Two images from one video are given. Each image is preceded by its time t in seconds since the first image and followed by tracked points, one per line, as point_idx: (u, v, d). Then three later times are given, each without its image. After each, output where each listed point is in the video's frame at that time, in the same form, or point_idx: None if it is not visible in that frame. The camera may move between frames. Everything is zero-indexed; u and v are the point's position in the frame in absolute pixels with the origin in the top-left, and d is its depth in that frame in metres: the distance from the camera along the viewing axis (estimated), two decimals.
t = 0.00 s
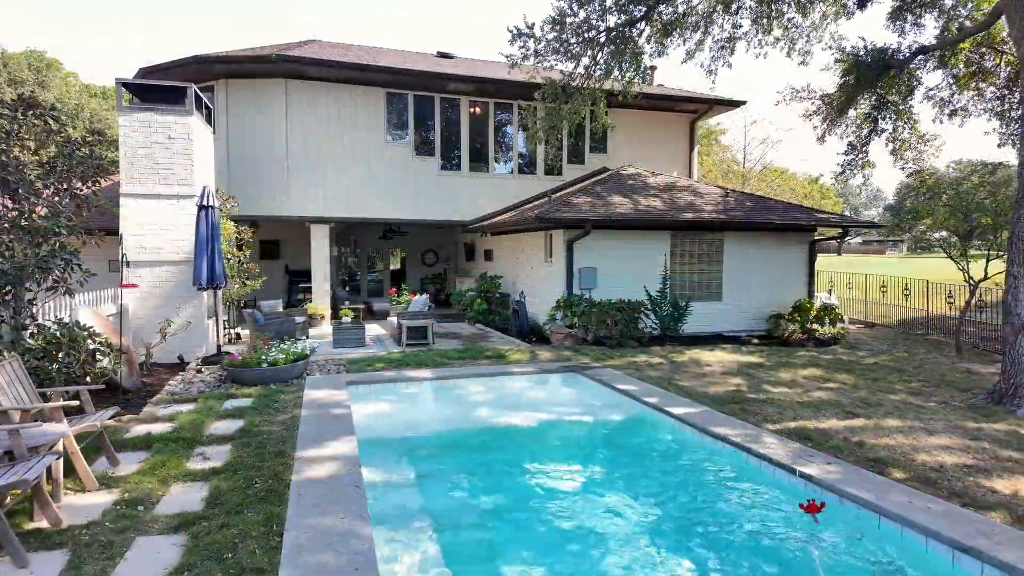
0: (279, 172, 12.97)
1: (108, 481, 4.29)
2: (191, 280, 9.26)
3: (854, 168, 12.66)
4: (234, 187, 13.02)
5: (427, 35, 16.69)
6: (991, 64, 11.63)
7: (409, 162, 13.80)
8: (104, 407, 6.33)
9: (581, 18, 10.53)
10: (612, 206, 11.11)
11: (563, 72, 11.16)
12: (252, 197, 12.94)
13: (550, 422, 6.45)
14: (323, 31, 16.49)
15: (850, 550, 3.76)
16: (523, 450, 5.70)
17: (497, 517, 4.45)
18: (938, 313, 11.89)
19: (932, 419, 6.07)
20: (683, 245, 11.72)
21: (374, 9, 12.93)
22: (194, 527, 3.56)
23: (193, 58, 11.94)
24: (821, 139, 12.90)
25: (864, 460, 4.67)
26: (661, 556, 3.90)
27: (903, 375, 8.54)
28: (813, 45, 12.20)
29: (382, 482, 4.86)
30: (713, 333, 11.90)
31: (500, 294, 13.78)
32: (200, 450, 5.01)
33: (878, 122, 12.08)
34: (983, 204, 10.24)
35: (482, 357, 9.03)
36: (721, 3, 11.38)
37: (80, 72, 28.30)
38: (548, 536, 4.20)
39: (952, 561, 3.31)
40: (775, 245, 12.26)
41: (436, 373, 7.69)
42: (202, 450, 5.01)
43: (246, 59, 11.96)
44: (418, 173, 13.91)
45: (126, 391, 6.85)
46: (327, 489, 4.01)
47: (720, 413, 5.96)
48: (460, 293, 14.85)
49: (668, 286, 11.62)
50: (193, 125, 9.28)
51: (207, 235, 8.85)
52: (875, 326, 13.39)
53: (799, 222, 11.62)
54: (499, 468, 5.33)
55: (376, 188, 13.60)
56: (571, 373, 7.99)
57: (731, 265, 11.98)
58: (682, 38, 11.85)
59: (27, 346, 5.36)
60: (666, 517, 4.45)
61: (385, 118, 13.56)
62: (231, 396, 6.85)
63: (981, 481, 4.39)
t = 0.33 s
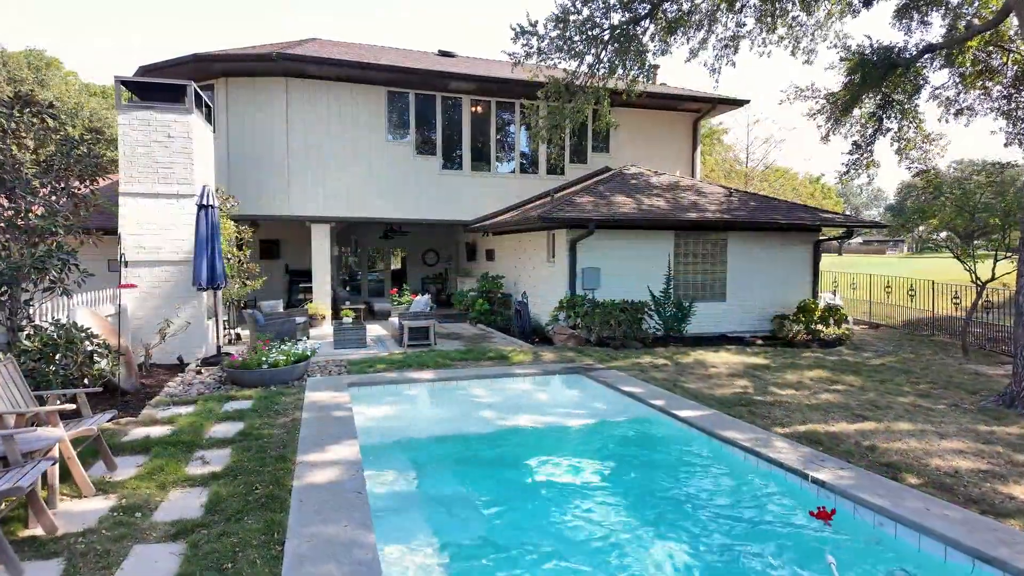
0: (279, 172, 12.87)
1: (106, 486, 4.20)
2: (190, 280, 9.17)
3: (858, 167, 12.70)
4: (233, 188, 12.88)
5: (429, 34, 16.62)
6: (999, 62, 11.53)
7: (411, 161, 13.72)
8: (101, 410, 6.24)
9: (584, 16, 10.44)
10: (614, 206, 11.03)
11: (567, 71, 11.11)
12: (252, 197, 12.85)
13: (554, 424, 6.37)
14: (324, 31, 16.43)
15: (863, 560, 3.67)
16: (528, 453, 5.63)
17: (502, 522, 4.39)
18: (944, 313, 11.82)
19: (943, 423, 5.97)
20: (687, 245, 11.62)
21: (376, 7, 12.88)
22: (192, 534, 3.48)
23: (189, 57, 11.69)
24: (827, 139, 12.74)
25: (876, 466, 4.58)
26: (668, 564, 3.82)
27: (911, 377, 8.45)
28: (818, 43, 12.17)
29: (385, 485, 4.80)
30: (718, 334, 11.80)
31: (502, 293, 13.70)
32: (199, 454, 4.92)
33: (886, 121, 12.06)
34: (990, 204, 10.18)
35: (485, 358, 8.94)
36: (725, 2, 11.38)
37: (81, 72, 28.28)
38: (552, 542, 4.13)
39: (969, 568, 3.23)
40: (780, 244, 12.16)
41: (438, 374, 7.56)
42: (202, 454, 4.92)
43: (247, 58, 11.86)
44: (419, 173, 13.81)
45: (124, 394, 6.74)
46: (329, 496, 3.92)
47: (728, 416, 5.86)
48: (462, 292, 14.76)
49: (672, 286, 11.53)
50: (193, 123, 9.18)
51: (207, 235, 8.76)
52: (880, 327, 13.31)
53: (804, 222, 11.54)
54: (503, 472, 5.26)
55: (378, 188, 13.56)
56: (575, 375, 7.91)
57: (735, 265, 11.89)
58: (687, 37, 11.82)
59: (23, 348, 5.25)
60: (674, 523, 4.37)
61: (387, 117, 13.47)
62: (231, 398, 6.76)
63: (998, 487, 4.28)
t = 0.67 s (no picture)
0: (279, 172, 12.78)
1: (102, 492, 4.11)
2: (189, 281, 9.08)
3: (862, 167, 12.62)
4: (231, 188, 12.74)
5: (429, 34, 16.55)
6: (1006, 62, 11.47)
7: (411, 161, 13.61)
8: (98, 414, 6.14)
9: (587, 15, 10.38)
10: (617, 206, 10.95)
11: (570, 70, 11.06)
12: (252, 198, 12.76)
13: (558, 427, 6.29)
14: (324, 31, 16.37)
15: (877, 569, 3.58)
16: (532, 457, 5.56)
17: (507, 528, 4.31)
18: (948, 314, 11.75)
19: (954, 426, 5.87)
20: (690, 246, 11.53)
21: (377, 7, 12.82)
22: (190, 543, 3.39)
23: (189, 56, 11.58)
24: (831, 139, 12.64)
25: (888, 471, 4.49)
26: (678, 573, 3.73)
27: (917, 379, 8.36)
28: (821, 42, 12.16)
29: (387, 492, 4.71)
30: (721, 335, 11.71)
31: (504, 295, 13.61)
32: (198, 459, 4.83)
33: (889, 120, 12.02)
34: (997, 204, 10.09)
35: (487, 359, 8.85)
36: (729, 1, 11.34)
37: (81, 72, 28.30)
38: (558, 549, 4.05)
39: None
40: (784, 245, 12.07)
41: (440, 376, 7.46)
42: (201, 459, 4.83)
43: (247, 58, 11.78)
44: (420, 174, 13.71)
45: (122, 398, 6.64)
46: (331, 503, 3.83)
47: (736, 420, 5.77)
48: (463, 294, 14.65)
49: (675, 288, 11.46)
50: (193, 123, 9.09)
51: (206, 235, 8.67)
52: (884, 328, 13.22)
53: (808, 223, 11.45)
54: (506, 476, 5.18)
55: (378, 188, 13.46)
56: (578, 377, 7.82)
57: (739, 266, 11.80)
58: (689, 36, 11.75)
59: (18, 351, 5.13)
60: (683, 532, 4.28)
61: (387, 117, 13.38)
62: (231, 401, 6.67)
63: (1014, 493, 4.19)
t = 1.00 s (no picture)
0: (279, 172, 12.68)
1: (96, 500, 4.00)
2: (187, 283, 8.98)
3: (866, 167, 12.54)
4: (231, 188, 12.64)
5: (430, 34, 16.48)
6: (1011, 61, 11.39)
7: (411, 161, 13.52)
8: (93, 418, 6.03)
9: (590, 14, 10.30)
10: (620, 207, 10.85)
11: (571, 70, 10.98)
12: (251, 198, 12.66)
13: (562, 431, 6.19)
14: (324, 31, 16.29)
15: None
16: (536, 462, 5.46)
17: (512, 535, 4.21)
18: (953, 316, 11.70)
19: (965, 430, 5.76)
20: (694, 246, 11.43)
21: (377, 6, 12.74)
22: (185, 553, 3.28)
23: (188, 55, 11.48)
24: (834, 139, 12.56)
25: (901, 477, 4.38)
26: None
27: (924, 381, 8.25)
28: (824, 42, 12.12)
29: (389, 498, 4.62)
30: (724, 337, 11.60)
31: (504, 296, 13.51)
32: (195, 465, 4.72)
33: (892, 120, 11.94)
34: (1004, 204, 9.97)
35: (489, 362, 8.75)
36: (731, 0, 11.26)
37: (81, 74, 28.28)
38: (563, 556, 3.95)
39: None
40: (788, 246, 11.97)
41: (441, 379, 7.36)
42: (198, 464, 4.73)
43: (246, 58, 11.69)
44: (420, 174, 13.62)
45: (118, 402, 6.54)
46: (331, 511, 3.72)
47: (743, 424, 5.68)
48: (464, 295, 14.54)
49: (678, 289, 11.37)
50: (191, 122, 8.99)
51: (204, 236, 8.55)
52: (888, 329, 13.11)
53: (812, 223, 11.36)
54: (509, 480, 5.09)
55: (378, 189, 13.36)
56: (581, 380, 7.72)
57: (742, 266, 11.70)
58: (692, 35, 11.66)
59: (12, 355, 5.02)
60: (691, 538, 4.18)
61: (388, 116, 13.28)
62: (229, 405, 6.56)
63: None
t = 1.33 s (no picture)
0: (278, 173, 12.56)
1: (87, 510, 3.87)
2: (185, 286, 8.86)
3: (870, 168, 12.45)
4: (229, 190, 12.53)
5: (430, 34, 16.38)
6: (1016, 61, 11.29)
7: (411, 162, 13.40)
8: (87, 424, 5.90)
9: (592, 13, 10.19)
10: (622, 208, 10.73)
11: (573, 69, 10.87)
12: (251, 199, 12.54)
13: (566, 436, 6.07)
14: (324, 31, 16.18)
15: None
16: (540, 469, 5.34)
17: (515, 545, 4.10)
18: (959, 317, 11.65)
19: (978, 436, 5.64)
20: (697, 248, 11.32)
21: (377, 6, 12.63)
22: (179, 567, 3.15)
23: (185, 56, 11.36)
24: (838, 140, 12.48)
25: (917, 486, 4.26)
26: None
27: (931, 385, 8.13)
28: (828, 42, 12.00)
29: (389, 507, 4.51)
30: (728, 340, 11.51)
31: (505, 298, 13.39)
32: (191, 472, 4.60)
33: (897, 121, 11.85)
34: (1011, 205, 9.86)
35: (490, 365, 8.62)
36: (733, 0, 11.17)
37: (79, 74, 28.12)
38: (569, 567, 3.83)
39: None
40: (791, 247, 11.86)
41: (442, 383, 7.24)
42: (193, 472, 4.60)
43: (246, 58, 11.58)
44: (420, 175, 13.51)
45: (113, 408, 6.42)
46: (329, 523, 3.59)
47: (752, 429, 5.56)
48: (465, 297, 14.42)
49: (681, 291, 11.25)
50: (189, 122, 8.87)
51: (202, 237, 8.42)
52: (892, 331, 13.01)
53: (816, 225, 11.25)
54: (513, 489, 4.97)
55: (378, 190, 13.24)
56: (584, 384, 7.61)
57: (746, 268, 11.58)
58: (694, 35, 11.55)
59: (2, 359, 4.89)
60: (700, 548, 4.07)
61: (388, 117, 13.17)
62: (226, 409, 6.44)
63: None
